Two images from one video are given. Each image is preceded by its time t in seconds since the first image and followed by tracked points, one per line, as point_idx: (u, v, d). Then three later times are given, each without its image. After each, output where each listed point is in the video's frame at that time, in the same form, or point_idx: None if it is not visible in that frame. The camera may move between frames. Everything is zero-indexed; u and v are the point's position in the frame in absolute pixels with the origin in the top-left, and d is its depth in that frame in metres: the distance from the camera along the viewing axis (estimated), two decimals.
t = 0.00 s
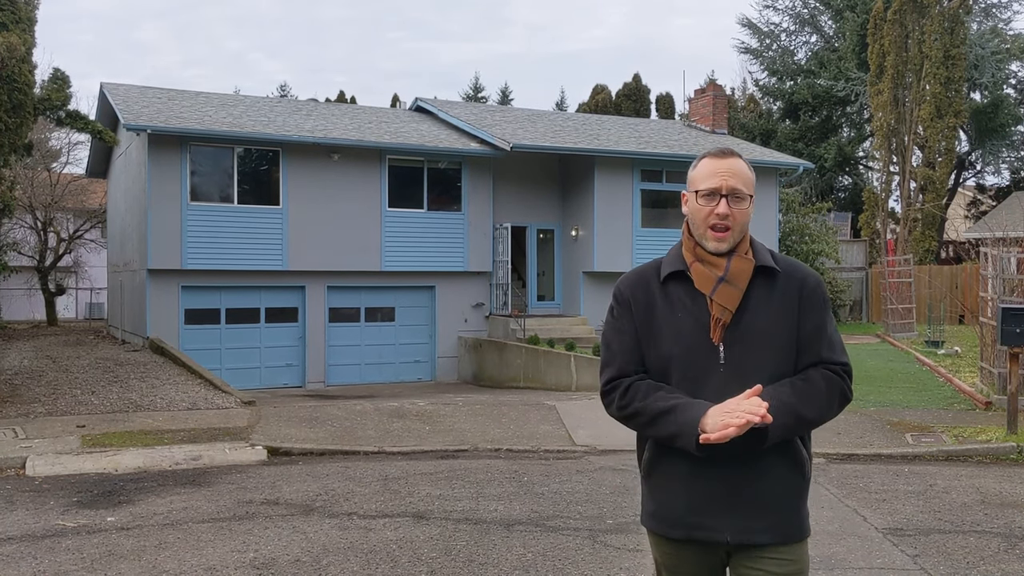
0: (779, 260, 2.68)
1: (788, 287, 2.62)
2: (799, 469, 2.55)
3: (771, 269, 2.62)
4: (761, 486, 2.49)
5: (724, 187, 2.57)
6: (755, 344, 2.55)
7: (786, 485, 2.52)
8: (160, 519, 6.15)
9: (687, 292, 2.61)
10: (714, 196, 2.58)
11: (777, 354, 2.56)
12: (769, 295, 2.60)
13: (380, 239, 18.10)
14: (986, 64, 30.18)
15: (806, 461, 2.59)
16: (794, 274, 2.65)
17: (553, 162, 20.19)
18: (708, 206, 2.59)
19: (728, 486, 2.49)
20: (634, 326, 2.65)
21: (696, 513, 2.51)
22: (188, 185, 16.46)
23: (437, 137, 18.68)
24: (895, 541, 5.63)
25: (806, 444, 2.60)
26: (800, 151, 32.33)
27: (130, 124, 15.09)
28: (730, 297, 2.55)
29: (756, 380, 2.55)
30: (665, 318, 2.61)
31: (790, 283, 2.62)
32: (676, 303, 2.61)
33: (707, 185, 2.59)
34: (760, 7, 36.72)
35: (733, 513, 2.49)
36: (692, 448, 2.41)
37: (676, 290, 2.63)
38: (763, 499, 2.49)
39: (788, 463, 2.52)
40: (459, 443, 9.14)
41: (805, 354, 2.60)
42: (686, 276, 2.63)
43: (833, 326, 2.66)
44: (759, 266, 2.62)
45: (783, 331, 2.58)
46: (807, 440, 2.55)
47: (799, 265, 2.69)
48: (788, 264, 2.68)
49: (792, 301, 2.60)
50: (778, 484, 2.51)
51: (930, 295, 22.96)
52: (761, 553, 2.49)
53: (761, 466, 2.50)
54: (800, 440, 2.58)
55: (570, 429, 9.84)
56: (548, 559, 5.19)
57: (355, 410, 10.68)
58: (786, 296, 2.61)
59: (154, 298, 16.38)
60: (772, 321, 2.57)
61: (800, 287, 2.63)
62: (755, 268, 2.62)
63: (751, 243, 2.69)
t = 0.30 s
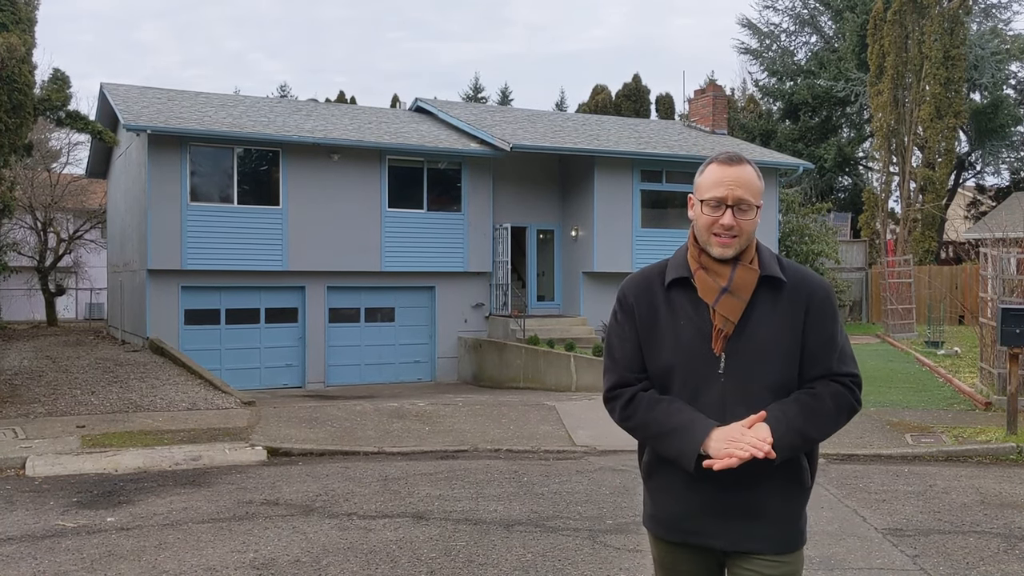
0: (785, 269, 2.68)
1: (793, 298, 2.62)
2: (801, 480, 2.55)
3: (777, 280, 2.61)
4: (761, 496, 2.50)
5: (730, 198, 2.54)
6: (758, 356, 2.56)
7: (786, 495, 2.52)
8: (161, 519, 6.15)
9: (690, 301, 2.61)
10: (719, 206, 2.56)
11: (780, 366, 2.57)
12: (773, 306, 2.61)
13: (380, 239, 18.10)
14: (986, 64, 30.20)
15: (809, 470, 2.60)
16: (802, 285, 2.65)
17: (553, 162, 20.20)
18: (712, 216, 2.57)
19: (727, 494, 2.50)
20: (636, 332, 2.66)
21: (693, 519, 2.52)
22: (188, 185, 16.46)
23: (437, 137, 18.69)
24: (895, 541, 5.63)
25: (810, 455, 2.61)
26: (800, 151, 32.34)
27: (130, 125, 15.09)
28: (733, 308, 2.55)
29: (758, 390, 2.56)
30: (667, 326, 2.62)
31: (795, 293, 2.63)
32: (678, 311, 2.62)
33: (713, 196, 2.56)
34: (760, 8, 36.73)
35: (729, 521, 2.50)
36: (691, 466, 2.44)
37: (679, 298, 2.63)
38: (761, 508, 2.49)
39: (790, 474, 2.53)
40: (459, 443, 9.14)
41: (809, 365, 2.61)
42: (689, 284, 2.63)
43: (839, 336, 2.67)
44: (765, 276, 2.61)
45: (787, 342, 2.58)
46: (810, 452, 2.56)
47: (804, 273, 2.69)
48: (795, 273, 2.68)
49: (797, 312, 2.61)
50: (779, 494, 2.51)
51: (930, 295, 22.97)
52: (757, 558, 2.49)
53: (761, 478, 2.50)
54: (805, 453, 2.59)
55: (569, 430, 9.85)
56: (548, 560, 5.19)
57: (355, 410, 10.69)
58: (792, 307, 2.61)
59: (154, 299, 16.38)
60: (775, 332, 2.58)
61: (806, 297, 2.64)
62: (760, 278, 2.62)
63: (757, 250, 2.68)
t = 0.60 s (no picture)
0: (782, 262, 2.68)
1: (793, 292, 2.62)
2: (810, 476, 2.55)
3: (775, 272, 2.62)
4: (770, 493, 2.50)
5: (721, 189, 2.56)
6: (761, 352, 2.56)
7: (796, 491, 2.52)
8: (161, 519, 6.15)
9: (688, 299, 2.62)
10: (711, 199, 2.58)
11: (785, 361, 2.57)
12: (773, 299, 2.61)
13: (380, 239, 18.10)
14: (986, 64, 30.20)
15: (817, 464, 2.60)
16: (800, 277, 2.65)
17: (553, 162, 20.20)
18: (706, 210, 2.58)
19: (735, 494, 2.50)
20: (636, 336, 2.66)
21: (703, 520, 2.53)
22: (188, 185, 16.47)
23: (437, 137, 18.69)
24: (895, 541, 5.63)
25: (817, 449, 2.62)
26: (800, 151, 32.35)
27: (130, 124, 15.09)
28: (733, 305, 2.55)
29: (763, 387, 2.56)
30: (667, 327, 2.62)
31: (793, 286, 2.63)
32: (677, 311, 2.62)
33: (706, 189, 2.58)
34: (760, 8, 36.72)
35: (740, 519, 2.50)
36: (697, 469, 2.44)
37: (677, 297, 2.63)
38: (772, 506, 2.49)
39: (798, 470, 2.53)
40: (459, 443, 9.14)
41: (812, 360, 2.61)
42: (686, 284, 2.62)
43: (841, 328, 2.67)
44: (762, 270, 2.61)
45: (789, 337, 2.58)
46: (817, 448, 2.56)
47: (800, 265, 2.70)
48: (793, 266, 2.68)
49: (797, 305, 2.61)
50: (789, 491, 2.51)
51: (930, 295, 22.98)
52: (768, 557, 2.49)
53: (770, 475, 2.50)
54: (813, 449, 2.60)
55: (569, 429, 9.85)
56: (548, 559, 5.19)
57: (355, 410, 10.69)
58: (790, 299, 2.62)
59: (154, 299, 16.39)
60: (777, 327, 2.57)
61: (805, 289, 2.63)
62: (758, 272, 2.62)
63: (753, 244, 2.69)
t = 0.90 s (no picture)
0: (783, 262, 2.68)
1: (794, 291, 2.63)
2: (810, 476, 2.56)
3: (776, 272, 2.62)
4: (770, 493, 2.50)
5: (724, 188, 2.57)
6: (761, 351, 2.56)
7: (796, 491, 2.52)
8: (161, 519, 6.16)
9: (689, 299, 2.62)
10: (713, 198, 2.58)
11: (785, 361, 2.57)
12: (773, 298, 2.61)
13: (380, 239, 18.11)
14: (986, 64, 30.20)
15: (816, 465, 2.60)
16: (801, 277, 2.65)
17: (553, 162, 20.20)
18: (708, 208, 2.59)
19: (736, 494, 2.51)
20: (637, 335, 2.66)
21: (704, 521, 2.53)
22: (188, 185, 16.47)
23: (437, 137, 18.69)
24: (895, 541, 5.64)
25: (817, 450, 2.62)
26: (800, 151, 32.36)
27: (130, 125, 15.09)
28: (734, 304, 2.55)
29: (764, 387, 2.56)
30: (667, 326, 2.62)
31: (795, 285, 2.63)
32: (678, 311, 2.62)
33: (708, 188, 2.58)
34: (760, 8, 36.73)
35: (740, 520, 2.50)
36: (696, 467, 2.44)
37: (678, 298, 2.64)
38: (773, 507, 2.50)
39: (797, 471, 2.53)
40: (459, 443, 9.15)
41: (813, 361, 2.61)
42: (687, 284, 2.63)
43: (842, 328, 2.67)
44: (763, 269, 2.62)
45: (789, 336, 2.58)
46: (818, 449, 2.56)
47: (802, 266, 2.70)
48: (794, 265, 2.69)
49: (798, 304, 2.61)
50: (789, 491, 2.52)
51: (930, 295, 23.00)
52: (769, 557, 2.50)
53: (770, 476, 2.51)
54: (813, 450, 2.60)
55: (569, 429, 9.86)
56: (548, 560, 5.20)
57: (355, 410, 10.70)
58: (791, 299, 2.62)
59: (153, 299, 16.39)
60: (778, 326, 2.58)
61: (806, 290, 2.64)
62: (759, 272, 2.62)
63: (754, 244, 2.70)
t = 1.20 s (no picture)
0: (785, 266, 2.68)
1: (794, 294, 2.63)
2: (802, 478, 2.56)
3: (777, 274, 2.63)
4: (763, 491, 2.51)
5: (731, 188, 2.58)
6: (757, 351, 2.56)
7: (787, 491, 2.53)
8: (161, 519, 6.16)
9: (690, 298, 2.63)
10: (720, 197, 2.59)
11: (780, 362, 2.57)
12: (773, 300, 2.62)
13: (380, 239, 18.11)
14: (986, 64, 30.20)
15: (809, 467, 2.60)
16: (802, 281, 2.65)
17: (553, 162, 20.21)
18: (714, 207, 2.60)
19: (728, 491, 2.51)
20: (635, 329, 2.67)
21: (694, 517, 2.54)
22: (188, 185, 16.47)
23: (437, 137, 18.70)
24: (894, 541, 5.65)
25: (811, 453, 2.61)
26: (800, 151, 32.35)
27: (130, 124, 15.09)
28: (732, 302, 2.56)
29: (759, 387, 2.57)
30: (666, 322, 2.63)
31: (795, 289, 2.63)
32: (678, 308, 2.63)
33: (716, 187, 2.59)
34: (760, 8, 36.72)
35: (732, 518, 2.51)
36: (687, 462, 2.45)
37: (679, 295, 2.64)
38: (764, 505, 2.50)
39: (789, 472, 2.53)
40: (459, 443, 9.15)
41: (808, 365, 2.61)
42: (689, 281, 2.64)
43: (840, 334, 2.67)
44: (764, 271, 2.62)
45: (786, 338, 2.58)
46: (808, 451, 2.56)
47: (804, 270, 2.70)
48: (795, 269, 2.69)
49: (797, 308, 2.61)
50: (781, 490, 2.52)
51: (930, 295, 23.00)
52: (759, 557, 2.51)
53: (762, 475, 2.51)
54: (805, 452, 2.60)
55: (570, 429, 9.86)
56: (548, 559, 5.20)
57: (355, 411, 10.70)
58: (791, 302, 2.62)
59: (153, 299, 16.39)
60: (775, 328, 2.58)
61: (806, 294, 2.64)
62: (760, 273, 2.63)
63: (758, 246, 2.70)
